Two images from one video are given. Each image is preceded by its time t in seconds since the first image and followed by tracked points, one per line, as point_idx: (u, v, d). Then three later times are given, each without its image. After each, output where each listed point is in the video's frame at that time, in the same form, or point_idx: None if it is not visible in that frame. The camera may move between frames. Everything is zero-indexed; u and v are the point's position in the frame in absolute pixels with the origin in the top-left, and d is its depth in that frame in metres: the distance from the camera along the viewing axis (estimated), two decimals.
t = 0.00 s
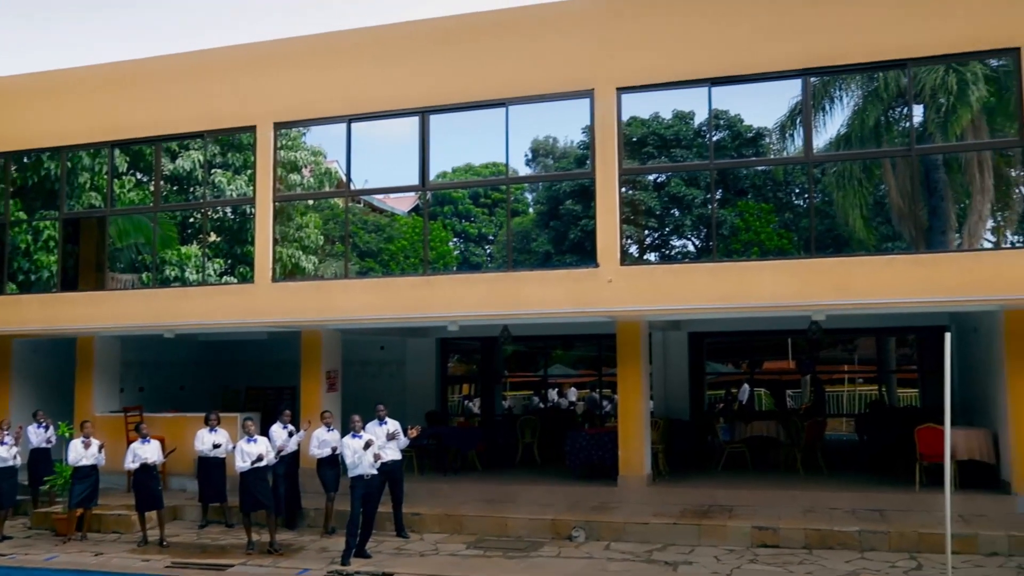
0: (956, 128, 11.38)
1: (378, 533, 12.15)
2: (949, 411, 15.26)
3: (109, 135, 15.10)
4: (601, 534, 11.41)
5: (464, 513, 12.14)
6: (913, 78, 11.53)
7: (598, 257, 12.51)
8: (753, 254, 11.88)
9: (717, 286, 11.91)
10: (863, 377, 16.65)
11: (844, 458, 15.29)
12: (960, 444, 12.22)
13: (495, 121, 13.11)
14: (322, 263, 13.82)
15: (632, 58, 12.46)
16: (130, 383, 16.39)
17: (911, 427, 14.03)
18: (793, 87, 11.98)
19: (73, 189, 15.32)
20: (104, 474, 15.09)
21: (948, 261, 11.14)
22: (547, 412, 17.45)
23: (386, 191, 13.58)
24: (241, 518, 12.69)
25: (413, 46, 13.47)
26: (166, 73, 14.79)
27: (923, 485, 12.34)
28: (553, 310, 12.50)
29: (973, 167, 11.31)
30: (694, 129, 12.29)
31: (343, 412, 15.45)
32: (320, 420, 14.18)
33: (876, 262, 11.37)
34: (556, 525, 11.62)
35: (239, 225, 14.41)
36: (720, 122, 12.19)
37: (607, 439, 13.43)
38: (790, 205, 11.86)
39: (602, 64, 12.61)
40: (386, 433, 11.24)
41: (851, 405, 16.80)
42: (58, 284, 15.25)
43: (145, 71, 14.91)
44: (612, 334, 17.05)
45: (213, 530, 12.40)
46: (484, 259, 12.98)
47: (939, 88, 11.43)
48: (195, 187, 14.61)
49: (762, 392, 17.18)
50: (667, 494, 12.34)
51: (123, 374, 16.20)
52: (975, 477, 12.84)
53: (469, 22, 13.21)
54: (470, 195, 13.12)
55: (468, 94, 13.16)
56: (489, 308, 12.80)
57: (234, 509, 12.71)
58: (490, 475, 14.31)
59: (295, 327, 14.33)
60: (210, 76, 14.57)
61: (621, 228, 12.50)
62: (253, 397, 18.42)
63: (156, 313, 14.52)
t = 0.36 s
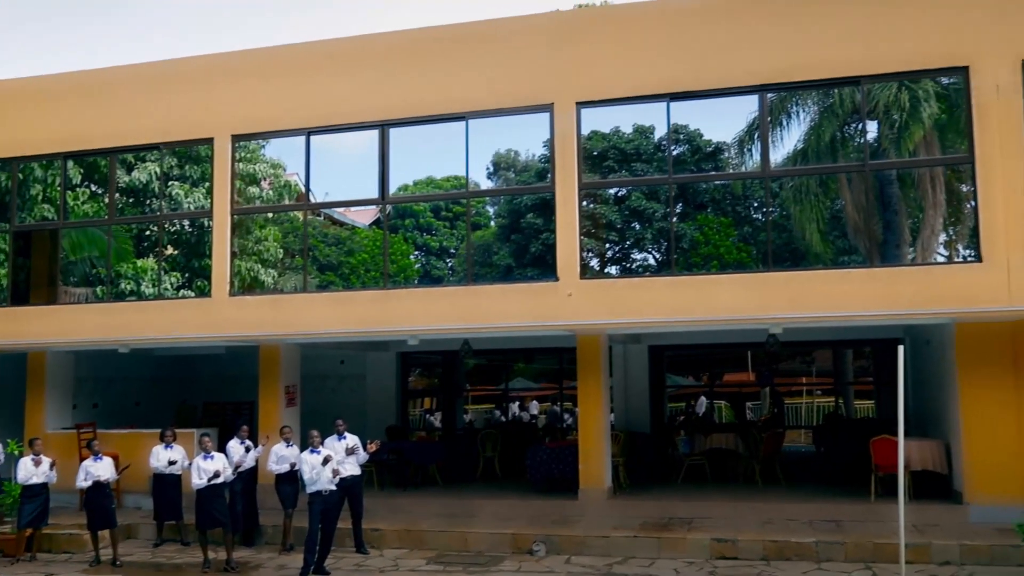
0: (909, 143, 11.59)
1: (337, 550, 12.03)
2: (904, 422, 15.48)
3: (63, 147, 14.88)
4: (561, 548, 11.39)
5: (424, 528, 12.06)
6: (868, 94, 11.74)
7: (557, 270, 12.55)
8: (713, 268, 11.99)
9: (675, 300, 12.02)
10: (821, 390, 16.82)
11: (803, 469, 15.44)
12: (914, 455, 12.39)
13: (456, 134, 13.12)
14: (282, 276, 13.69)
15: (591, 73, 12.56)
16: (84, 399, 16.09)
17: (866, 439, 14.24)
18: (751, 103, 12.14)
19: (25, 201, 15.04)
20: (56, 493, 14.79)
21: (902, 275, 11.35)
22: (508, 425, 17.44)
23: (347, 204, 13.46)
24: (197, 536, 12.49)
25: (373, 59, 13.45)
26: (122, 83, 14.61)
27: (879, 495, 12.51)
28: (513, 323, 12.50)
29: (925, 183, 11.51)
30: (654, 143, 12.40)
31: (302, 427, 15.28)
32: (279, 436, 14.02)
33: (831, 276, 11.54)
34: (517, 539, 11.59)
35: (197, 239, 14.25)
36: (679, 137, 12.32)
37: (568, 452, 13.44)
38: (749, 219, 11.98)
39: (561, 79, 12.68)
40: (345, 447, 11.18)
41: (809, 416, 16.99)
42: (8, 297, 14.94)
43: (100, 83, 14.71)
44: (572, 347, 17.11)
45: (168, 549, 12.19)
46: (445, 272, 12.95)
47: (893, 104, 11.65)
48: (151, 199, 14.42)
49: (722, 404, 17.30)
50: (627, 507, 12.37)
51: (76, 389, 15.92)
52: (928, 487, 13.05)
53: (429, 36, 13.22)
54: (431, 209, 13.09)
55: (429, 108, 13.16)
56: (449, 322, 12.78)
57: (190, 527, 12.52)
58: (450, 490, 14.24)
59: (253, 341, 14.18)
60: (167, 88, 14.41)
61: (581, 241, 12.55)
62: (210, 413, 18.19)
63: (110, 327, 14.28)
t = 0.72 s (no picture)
0: (864, 158, 11.79)
1: (295, 565, 11.89)
2: (859, 433, 15.70)
3: (16, 156, 14.65)
4: (522, 560, 11.37)
5: (384, 542, 11.98)
6: (824, 110, 11.95)
7: (518, 282, 12.56)
8: (673, 280, 12.10)
9: (635, 312, 12.10)
10: (780, 401, 17.03)
11: (762, 480, 15.59)
12: (870, 466, 12.57)
13: (418, 146, 13.10)
14: (241, 287, 13.55)
15: (552, 87, 12.62)
16: (35, 413, 15.83)
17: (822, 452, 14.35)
18: (710, 117, 12.28)
19: None
20: (6, 509, 14.47)
21: (856, 288, 11.54)
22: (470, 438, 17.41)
23: (307, 215, 13.36)
24: (152, 552, 12.28)
25: (334, 69, 13.40)
26: (77, 92, 14.42)
27: (835, 506, 12.66)
28: (474, 336, 12.50)
29: (880, 198, 11.70)
30: (615, 156, 12.48)
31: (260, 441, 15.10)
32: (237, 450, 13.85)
33: (788, 289, 11.70)
34: (477, 552, 11.56)
35: (154, 250, 14.05)
36: (640, 150, 12.42)
37: (528, 465, 13.44)
38: (708, 232, 12.10)
39: (522, 92, 12.73)
40: (304, 461, 11.04)
41: (768, 428, 17.19)
42: None
43: (55, 92, 14.51)
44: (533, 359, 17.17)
45: (122, 566, 11.97)
46: (407, 284, 12.91)
47: (848, 120, 11.86)
48: (107, 210, 14.22)
49: (683, 416, 17.41)
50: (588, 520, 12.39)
51: (27, 403, 15.66)
52: (882, 498, 13.24)
53: (390, 48, 13.21)
54: (392, 220, 13.05)
55: (390, 119, 13.14)
56: (410, 335, 12.74)
57: (144, 543, 12.30)
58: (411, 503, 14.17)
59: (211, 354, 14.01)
60: (123, 96, 14.23)
61: (542, 253, 12.58)
62: (167, 426, 17.96)
63: (64, 339, 14.04)
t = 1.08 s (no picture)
0: (822, 173, 11.98)
1: None
2: (816, 445, 15.92)
3: None
4: (482, 572, 11.34)
5: (343, 555, 11.89)
6: (783, 125, 12.13)
7: (479, 294, 12.58)
8: (634, 292, 12.19)
9: (596, 324, 12.17)
10: (739, 413, 17.25)
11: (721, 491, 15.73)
12: (826, 476, 12.73)
13: (381, 156, 13.07)
14: (200, 297, 13.40)
15: (514, 99, 12.67)
16: None
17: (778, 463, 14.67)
18: (671, 131, 12.40)
19: None
20: None
21: (814, 301, 11.70)
22: (431, 449, 17.36)
23: (269, 224, 13.24)
24: (105, 567, 12.07)
25: (294, 79, 13.34)
26: (32, 98, 14.20)
27: (793, 517, 12.80)
28: (435, 347, 12.48)
29: (837, 212, 11.91)
30: (577, 168, 12.56)
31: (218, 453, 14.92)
32: (194, 462, 13.68)
33: (747, 301, 11.84)
34: (437, 564, 11.51)
35: (111, 259, 13.86)
36: (603, 162, 12.51)
37: (489, 476, 13.44)
38: (669, 244, 12.21)
39: (484, 103, 12.77)
40: (263, 473, 10.83)
41: (727, 438, 17.42)
42: None
43: (9, 98, 14.28)
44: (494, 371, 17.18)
45: None
46: (369, 294, 12.86)
47: (806, 135, 12.04)
48: (62, 218, 14.00)
49: (644, 427, 17.51)
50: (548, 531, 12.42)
51: None
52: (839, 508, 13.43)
53: (353, 57, 13.18)
54: (354, 230, 12.99)
55: (352, 129, 13.10)
56: (370, 346, 12.69)
57: (98, 557, 12.09)
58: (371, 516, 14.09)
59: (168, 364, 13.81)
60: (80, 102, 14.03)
61: (503, 264, 12.61)
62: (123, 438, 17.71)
63: (17, 350, 13.79)
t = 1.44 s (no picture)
0: (781, 187, 12.14)
1: None
2: (775, 456, 16.10)
3: None
4: None
5: (302, 567, 11.79)
6: (743, 139, 12.28)
7: (440, 304, 12.57)
8: (597, 304, 12.25)
9: (557, 335, 12.22)
10: (700, 423, 17.36)
11: (682, 501, 15.83)
12: (784, 486, 12.89)
13: (343, 165, 13.03)
14: (159, 305, 13.24)
15: (477, 110, 12.72)
16: None
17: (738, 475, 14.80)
18: (633, 143, 12.51)
19: None
20: None
21: (773, 314, 11.85)
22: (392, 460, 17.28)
23: (229, 233, 13.17)
24: None
25: (256, 87, 13.28)
26: None
27: (751, 527, 12.92)
28: (396, 358, 12.44)
29: (796, 225, 12.06)
30: (540, 180, 12.61)
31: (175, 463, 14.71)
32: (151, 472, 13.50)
33: (707, 313, 11.96)
34: None
35: (67, 266, 13.66)
36: (565, 174, 12.57)
37: (450, 487, 13.42)
38: (631, 256, 12.30)
39: (447, 114, 12.79)
40: (220, 485, 10.79)
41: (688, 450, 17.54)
42: None
43: None
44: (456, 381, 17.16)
45: None
46: (331, 303, 12.80)
47: (766, 149, 12.21)
48: (18, 224, 13.78)
49: (606, 438, 17.58)
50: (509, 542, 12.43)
51: None
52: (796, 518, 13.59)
53: (317, 66, 13.15)
54: (317, 239, 12.91)
55: (315, 138, 13.06)
56: (331, 355, 12.63)
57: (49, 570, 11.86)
58: (330, 527, 13.98)
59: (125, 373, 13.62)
60: (37, 107, 13.84)
61: (465, 274, 12.61)
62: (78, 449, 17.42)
63: None
